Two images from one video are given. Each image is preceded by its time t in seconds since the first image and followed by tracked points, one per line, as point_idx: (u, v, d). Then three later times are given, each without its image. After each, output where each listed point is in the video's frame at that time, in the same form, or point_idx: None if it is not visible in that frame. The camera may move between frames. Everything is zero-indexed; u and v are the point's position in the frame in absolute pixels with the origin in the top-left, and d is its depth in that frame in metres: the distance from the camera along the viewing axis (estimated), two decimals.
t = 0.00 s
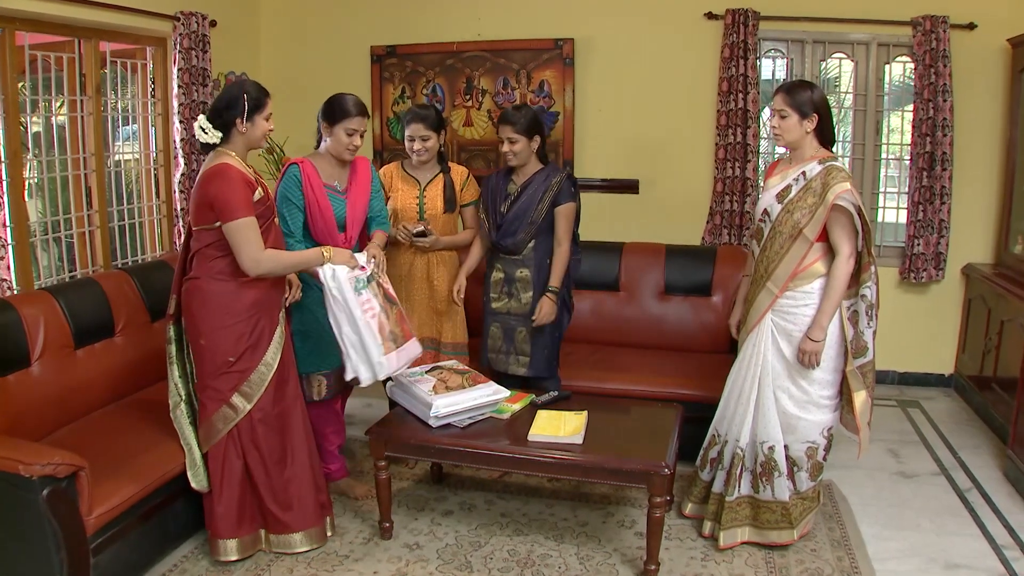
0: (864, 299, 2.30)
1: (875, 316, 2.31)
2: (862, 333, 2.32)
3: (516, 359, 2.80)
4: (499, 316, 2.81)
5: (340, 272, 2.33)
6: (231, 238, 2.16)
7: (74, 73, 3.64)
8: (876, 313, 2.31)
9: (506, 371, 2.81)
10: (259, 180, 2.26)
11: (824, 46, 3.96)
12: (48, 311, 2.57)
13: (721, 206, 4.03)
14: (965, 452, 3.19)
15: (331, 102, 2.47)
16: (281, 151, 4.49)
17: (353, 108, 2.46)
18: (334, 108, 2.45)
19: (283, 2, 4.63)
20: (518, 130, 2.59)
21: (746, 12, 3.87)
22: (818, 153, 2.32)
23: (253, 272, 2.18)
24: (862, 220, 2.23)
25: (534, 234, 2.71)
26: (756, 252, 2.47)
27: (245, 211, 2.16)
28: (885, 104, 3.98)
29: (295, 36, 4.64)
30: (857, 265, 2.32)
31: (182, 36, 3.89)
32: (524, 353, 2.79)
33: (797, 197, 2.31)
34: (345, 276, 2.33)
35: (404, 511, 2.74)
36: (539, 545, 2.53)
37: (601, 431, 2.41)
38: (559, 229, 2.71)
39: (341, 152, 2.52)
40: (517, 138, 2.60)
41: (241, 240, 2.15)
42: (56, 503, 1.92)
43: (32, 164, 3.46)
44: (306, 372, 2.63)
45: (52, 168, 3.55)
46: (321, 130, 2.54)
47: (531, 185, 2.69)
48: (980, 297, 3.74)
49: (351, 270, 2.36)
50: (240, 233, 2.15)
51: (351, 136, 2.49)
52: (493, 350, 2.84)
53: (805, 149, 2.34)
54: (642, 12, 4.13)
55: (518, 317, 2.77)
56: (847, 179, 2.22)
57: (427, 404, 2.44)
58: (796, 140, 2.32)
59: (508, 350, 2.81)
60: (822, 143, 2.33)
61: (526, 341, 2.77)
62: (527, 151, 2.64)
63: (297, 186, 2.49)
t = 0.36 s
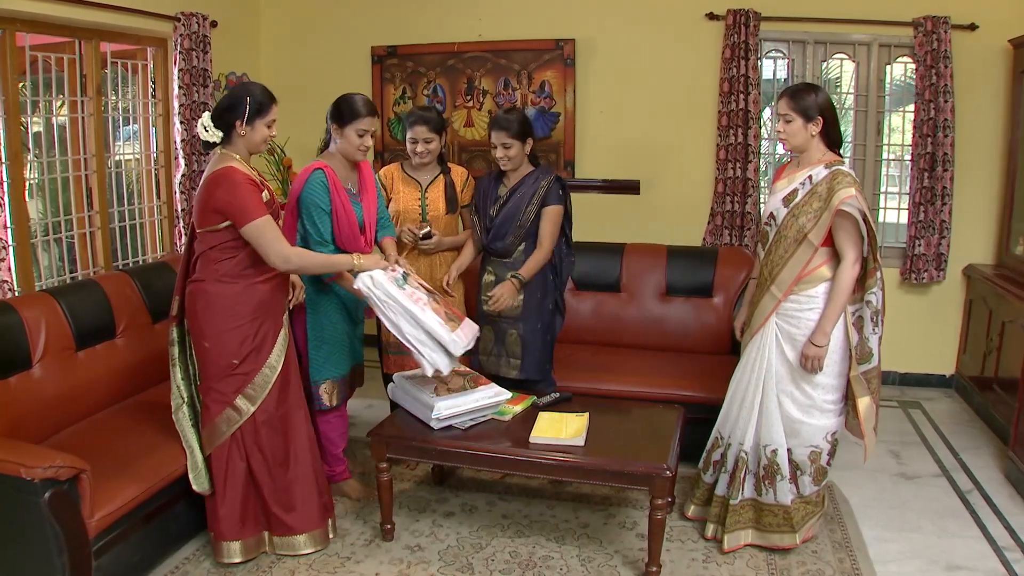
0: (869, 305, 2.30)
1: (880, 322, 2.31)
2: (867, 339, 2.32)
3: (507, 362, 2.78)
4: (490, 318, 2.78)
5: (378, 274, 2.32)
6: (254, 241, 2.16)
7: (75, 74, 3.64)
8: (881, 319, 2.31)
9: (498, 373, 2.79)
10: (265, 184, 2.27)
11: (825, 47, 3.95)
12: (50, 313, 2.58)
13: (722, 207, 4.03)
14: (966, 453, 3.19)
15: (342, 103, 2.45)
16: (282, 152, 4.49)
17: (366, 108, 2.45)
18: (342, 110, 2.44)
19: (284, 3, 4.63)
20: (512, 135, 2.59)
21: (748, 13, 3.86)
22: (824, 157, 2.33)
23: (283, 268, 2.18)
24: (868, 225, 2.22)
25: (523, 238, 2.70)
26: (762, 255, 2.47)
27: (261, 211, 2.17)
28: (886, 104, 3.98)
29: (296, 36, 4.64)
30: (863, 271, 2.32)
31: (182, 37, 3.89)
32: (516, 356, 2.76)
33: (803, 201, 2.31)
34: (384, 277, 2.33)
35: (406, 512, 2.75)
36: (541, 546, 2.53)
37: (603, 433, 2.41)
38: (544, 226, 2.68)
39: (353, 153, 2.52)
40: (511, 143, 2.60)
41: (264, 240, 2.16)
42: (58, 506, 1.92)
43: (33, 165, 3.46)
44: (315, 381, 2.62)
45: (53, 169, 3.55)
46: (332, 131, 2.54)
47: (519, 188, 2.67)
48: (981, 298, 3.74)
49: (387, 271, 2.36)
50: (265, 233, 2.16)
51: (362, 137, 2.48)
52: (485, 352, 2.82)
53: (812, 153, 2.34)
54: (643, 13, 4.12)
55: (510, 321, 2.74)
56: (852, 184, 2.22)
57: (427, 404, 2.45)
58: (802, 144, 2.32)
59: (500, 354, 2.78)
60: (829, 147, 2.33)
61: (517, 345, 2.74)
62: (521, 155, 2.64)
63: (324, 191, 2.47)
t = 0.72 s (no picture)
0: (869, 310, 2.31)
1: (880, 328, 2.32)
2: (866, 345, 2.32)
3: (503, 364, 2.77)
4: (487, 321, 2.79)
5: (392, 314, 2.40)
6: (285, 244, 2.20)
7: (76, 74, 3.64)
8: (881, 325, 2.32)
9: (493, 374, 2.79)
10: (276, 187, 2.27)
11: (826, 47, 3.95)
12: (51, 314, 2.58)
13: (723, 207, 4.03)
14: (967, 453, 3.20)
15: (365, 117, 2.47)
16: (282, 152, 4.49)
17: (387, 122, 2.46)
18: (363, 122, 2.46)
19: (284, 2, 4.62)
20: (507, 143, 2.57)
21: (749, 13, 3.86)
22: (830, 160, 2.32)
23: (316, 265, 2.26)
24: (870, 230, 2.22)
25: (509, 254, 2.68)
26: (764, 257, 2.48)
27: (283, 213, 2.19)
28: (887, 104, 3.97)
29: (297, 36, 4.63)
30: (864, 277, 2.33)
31: (183, 36, 3.89)
32: (510, 357, 2.76)
33: (806, 204, 2.31)
34: (398, 315, 2.40)
35: (407, 513, 2.75)
36: (542, 547, 2.53)
37: (604, 435, 2.41)
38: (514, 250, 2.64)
39: (370, 168, 2.54)
40: (506, 151, 2.57)
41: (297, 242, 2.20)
42: (59, 509, 1.92)
43: (34, 166, 3.46)
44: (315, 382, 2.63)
45: (53, 169, 3.54)
46: (350, 143, 2.55)
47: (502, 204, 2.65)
48: (982, 298, 3.74)
49: (398, 308, 2.43)
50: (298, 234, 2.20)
51: (384, 153, 2.51)
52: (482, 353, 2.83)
53: (817, 155, 2.34)
54: (644, 13, 4.12)
55: (506, 323, 2.75)
56: (856, 187, 2.22)
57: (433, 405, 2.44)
58: (807, 147, 2.32)
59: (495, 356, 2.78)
60: (834, 149, 2.33)
61: (512, 347, 2.75)
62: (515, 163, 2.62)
63: (345, 209, 2.50)
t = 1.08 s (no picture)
0: (869, 313, 2.30)
1: (880, 331, 2.31)
2: (866, 348, 2.32)
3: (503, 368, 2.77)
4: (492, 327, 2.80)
5: (386, 329, 2.47)
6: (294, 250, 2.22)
7: (76, 74, 3.64)
8: (881, 328, 2.31)
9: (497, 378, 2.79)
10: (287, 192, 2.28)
11: (827, 47, 3.95)
12: (52, 314, 2.57)
13: (724, 207, 4.03)
14: (967, 453, 3.20)
15: (367, 121, 2.47)
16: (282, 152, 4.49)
17: (387, 123, 2.47)
18: (366, 125, 2.48)
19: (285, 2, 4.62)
20: (495, 162, 2.53)
21: (750, 13, 3.86)
22: (833, 162, 2.32)
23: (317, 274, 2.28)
24: (872, 234, 2.22)
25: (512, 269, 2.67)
26: (766, 259, 2.48)
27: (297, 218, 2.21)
28: (888, 104, 3.97)
29: (297, 36, 4.63)
30: (866, 280, 2.32)
31: (183, 36, 3.89)
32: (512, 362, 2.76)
33: (807, 206, 2.31)
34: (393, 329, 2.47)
35: (408, 514, 2.75)
36: (543, 548, 2.53)
37: (606, 436, 2.41)
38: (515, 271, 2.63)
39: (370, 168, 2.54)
40: (494, 171, 2.55)
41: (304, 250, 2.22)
42: (61, 510, 1.92)
43: (35, 166, 3.46)
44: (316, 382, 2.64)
45: (54, 169, 3.55)
46: (355, 146, 2.55)
47: (503, 218, 2.63)
48: (982, 298, 3.74)
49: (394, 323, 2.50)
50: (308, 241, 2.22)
51: (384, 154, 2.52)
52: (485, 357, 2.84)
53: (820, 158, 2.33)
54: (645, 13, 4.12)
55: (507, 327, 2.75)
56: (857, 190, 2.21)
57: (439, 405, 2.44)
58: (810, 148, 2.32)
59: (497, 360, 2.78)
60: (837, 151, 2.32)
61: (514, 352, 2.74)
62: (505, 180, 2.59)
63: (344, 209, 2.50)
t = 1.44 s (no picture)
0: (867, 314, 2.30)
1: (878, 331, 2.31)
2: (864, 349, 2.32)
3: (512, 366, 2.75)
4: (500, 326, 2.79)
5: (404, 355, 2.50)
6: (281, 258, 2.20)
7: (76, 75, 3.64)
8: (879, 328, 2.31)
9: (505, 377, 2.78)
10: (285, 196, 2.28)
11: (827, 47, 3.95)
12: (52, 315, 2.57)
13: (724, 207, 4.03)
14: (967, 454, 3.20)
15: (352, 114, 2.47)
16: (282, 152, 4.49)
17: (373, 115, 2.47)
18: (354, 119, 2.46)
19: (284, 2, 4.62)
20: (496, 158, 2.53)
21: (750, 13, 3.86)
22: (830, 163, 2.32)
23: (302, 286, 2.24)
24: (869, 234, 2.22)
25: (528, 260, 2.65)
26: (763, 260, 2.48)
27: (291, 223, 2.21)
28: (888, 104, 3.97)
29: (297, 36, 4.63)
30: (863, 280, 2.32)
31: (183, 37, 3.89)
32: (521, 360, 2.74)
33: (805, 207, 2.31)
34: (409, 354, 2.50)
35: (408, 515, 2.75)
36: (543, 549, 2.53)
37: (605, 437, 2.41)
38: (531, 262, 2.64)
39: (361, 160, 2.53)
40: (497, 166, 2.54)
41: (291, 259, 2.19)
42: (61, 512, 1.92)
43: (35, 167, 3.46)
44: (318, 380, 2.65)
45: (54, 170, 3.55)
46: (340, 140, 2.55)
47: (519, 206, 2.62)
48: (982, 298, 3.74)
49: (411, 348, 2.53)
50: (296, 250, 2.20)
51: (371, 145, 2.50)
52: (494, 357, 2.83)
53: (817, 159, 2.33)
54: (644, 13, 4.12)
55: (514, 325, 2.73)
56: (854, 192, 2.21)
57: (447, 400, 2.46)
58: (806, 149, 2.31)
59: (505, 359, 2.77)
60: (834, 152, 2.32)
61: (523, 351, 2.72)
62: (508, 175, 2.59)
63: (336, 198, 2.49)
